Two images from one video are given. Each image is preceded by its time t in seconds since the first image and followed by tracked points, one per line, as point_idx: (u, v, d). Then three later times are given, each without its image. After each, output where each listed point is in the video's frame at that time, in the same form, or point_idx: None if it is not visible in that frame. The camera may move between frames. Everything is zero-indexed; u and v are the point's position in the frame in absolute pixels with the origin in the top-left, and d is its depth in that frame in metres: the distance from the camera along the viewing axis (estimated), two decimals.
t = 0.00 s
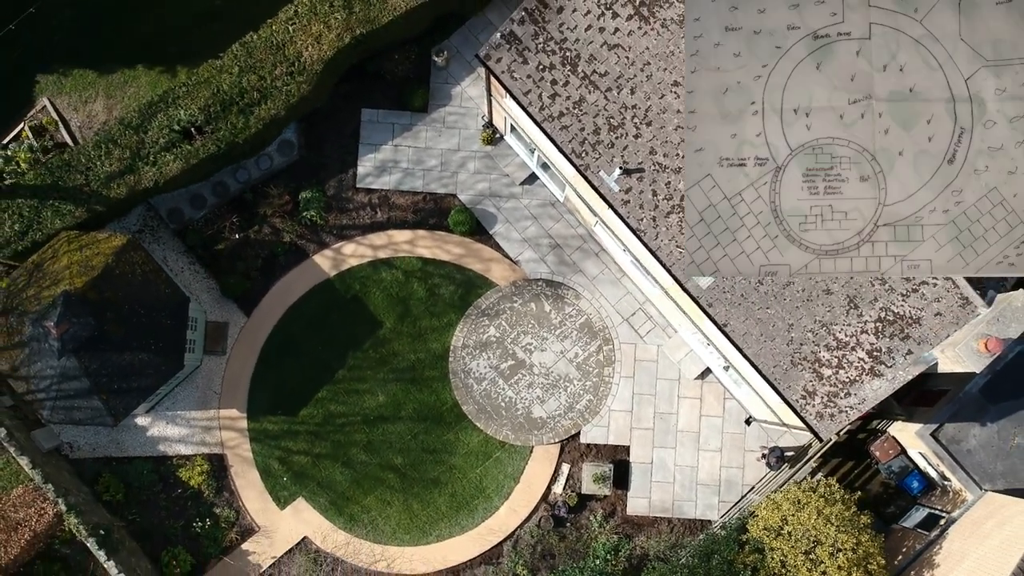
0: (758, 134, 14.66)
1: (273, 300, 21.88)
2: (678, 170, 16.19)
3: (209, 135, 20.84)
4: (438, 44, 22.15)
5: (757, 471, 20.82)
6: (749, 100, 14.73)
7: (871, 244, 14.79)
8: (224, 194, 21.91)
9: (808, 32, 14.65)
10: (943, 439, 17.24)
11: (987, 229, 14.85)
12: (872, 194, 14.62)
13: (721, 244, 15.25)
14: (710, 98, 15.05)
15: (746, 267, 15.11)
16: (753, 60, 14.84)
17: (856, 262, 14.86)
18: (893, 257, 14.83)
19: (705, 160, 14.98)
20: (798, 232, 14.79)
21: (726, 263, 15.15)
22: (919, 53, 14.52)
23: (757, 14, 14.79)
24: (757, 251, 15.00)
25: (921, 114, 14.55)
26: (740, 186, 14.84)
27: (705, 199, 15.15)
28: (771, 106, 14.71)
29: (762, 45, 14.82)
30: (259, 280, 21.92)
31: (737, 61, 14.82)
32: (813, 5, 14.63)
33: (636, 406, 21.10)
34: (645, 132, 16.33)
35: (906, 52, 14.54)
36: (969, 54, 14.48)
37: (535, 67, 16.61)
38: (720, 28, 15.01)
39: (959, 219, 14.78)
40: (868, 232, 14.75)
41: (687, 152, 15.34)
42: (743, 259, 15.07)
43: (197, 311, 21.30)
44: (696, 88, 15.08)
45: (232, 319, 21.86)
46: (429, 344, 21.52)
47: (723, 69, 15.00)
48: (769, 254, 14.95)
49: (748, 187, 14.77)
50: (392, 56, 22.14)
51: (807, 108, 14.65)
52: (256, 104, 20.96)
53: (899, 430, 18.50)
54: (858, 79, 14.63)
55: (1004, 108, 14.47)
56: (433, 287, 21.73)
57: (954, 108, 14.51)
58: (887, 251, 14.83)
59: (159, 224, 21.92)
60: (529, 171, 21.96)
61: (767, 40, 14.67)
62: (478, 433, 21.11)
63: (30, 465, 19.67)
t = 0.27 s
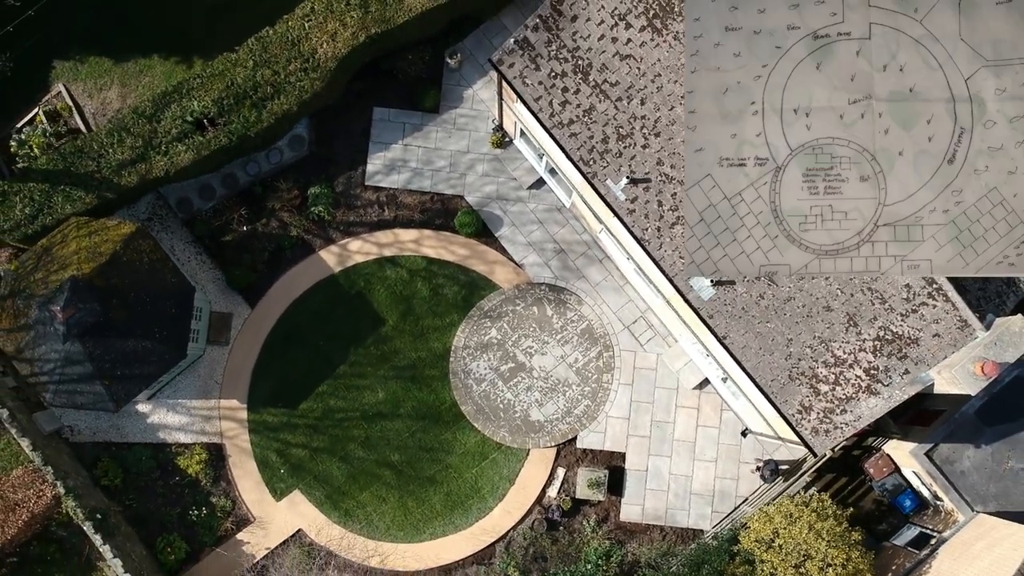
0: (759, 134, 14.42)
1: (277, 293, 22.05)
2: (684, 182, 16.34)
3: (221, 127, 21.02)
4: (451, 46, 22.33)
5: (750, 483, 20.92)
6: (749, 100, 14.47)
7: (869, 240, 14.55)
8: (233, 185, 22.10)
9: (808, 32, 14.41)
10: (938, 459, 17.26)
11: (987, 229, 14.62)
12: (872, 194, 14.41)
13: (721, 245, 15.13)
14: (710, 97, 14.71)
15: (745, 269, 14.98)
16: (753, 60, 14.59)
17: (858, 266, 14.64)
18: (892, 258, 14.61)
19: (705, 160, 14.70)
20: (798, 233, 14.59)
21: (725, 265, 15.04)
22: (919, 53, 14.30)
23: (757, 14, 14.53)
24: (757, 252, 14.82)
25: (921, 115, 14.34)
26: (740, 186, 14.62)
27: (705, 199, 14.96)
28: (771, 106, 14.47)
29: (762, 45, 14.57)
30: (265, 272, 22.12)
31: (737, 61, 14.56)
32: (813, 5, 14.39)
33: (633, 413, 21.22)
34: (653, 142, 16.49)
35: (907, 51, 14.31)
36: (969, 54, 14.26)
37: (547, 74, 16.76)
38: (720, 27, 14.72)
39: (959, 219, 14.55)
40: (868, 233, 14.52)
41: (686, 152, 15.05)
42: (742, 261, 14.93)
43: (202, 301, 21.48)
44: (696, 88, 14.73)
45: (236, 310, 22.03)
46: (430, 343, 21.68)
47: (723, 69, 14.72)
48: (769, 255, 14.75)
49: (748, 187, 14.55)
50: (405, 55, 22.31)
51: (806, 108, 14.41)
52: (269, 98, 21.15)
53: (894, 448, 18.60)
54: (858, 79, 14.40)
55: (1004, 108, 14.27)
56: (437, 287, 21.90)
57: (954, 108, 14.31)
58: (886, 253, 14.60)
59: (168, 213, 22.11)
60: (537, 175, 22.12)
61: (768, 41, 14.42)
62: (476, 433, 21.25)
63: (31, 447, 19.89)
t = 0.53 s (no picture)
0: (759, 134, 14.55)
1: (281, 287, 22.23)
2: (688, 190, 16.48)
3: (231, 121, 21.19)
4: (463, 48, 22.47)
5: (745, 492, 21.02)
6: (749, 100, 14.60)
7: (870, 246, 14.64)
8: (242, 179, 22.30)
9: (808, 32, 14.50)
10: (932, 474, 17.39)
11: (987, 229, 14.63)
12: (872, 194, 14.49)
13: (721, 245, 15.33)
14: (710, 97, 14.83)
15: (745, 269, 15.16)
16: (753, 60, 14.70)
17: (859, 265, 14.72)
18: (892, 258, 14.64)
19: (705, 159, 14.86)
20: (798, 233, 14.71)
21: (726, 266, 15.25)
22: (919, 53, 14.36)
23: (757, 14, 14.63)
24: (757, 252, 14.98)
25: (921, 115, 14.41)
26: (740, 186, 14.77)
27: (705, 199, 15.17)
28: (771, 106, 14.59)
29: (762, 45, 14.68)
30: (270, 266, 22.28)
31: (737, 61, 14.68)
32: (813, 5, 14.47)
33: (631, 419, 21.33)
34: (659, 151, 16.63)
35: (907, 51, 14.38)
36: (969, 54, 14.30)
37: (556, 79, 16.88)
38: (719, 27, 14.84)
39: (959, 219, 14.58)
40: (868, 232, 14.60)
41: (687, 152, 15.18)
42: (743, 260, 15.12)
43: (207, 293, 21.65)
44: (696, 87, 14.87)
45: (240, 303, 22.20)
46: (432, 342, 21.83)
47: (723, 69, 14.84)
48: (769, 255, 14.90)
49: (748, 187, 14.70)
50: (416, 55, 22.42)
51: (807, 108, 14.52)
52: (280, 94, 21.31)
53: (889, 462, 18.70)
54: (858, 79, 14.50)
55: (1004, 108, 14.30)
56: (440, 286, 22.05)
57: (954, 108, 14.35)
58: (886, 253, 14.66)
59: (176, 204, 22.30)
60: (543, 179, 22.26)
61: (767, 40, 14.52)
62: (474, 433, 21.39)
63: (33, 432, 20.10)
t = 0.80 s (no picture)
0: (759, 134, 14.48)
1: (285, 282, 22.39)
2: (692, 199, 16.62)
3: (241, 114, 21.33)
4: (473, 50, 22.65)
5: (740, 500, 21.17)
6: (749, 100, 14.52)
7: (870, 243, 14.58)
8: (250, 173, 22.48)
9: (808, 32, 14.41)
10: (926, 488, 17.46)
11: (987, 229, 14.64)
12: (872, 194, 14.42)
13: (721, 245, 15.28)
14: (710, 97, 14.75)
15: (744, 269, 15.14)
16: (753, 60, 14.64)
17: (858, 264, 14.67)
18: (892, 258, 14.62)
19: (705, 160, 14.75)
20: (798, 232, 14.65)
21: (726, 266, 15.21)
22: (919, 53, 14.27)
23: (757, 14, 14.57)
24: (757, 252, 14.94)
25: (921, 115, 14.32)
26: (740, 186, 14.67)
27: (705, 199, 15.04)
28: (771, 106, 14.51)
29: (762, 45, 14.60)
30: (275, 260, 22.47)
31: (737, 61, 14.60)
32: (813, 5, 14.39)
33: (628, 423, 21.47)
34: (665, 159, 16.78)
35: (907, 51, 14.29)
36: (969, 54, 14.23)
37: (565, 85, 17.03)
38: (720, 27, 14.77)
39: (959, 219, 14.57)
40: (868, 232, 14.53)
41: (687, 152, 15.10)
42: (742, 260, 15.05)
43: (211, 284, 21.82)
44: (695, 87, 14.79)
45: (244, 295, 22.38)
46: (433, 340, 21.99)
47: (723, 69, 14.77)
48: (769, 255, 14.84)
49: (748, 187, 14.59)
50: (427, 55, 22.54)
51: (807, 108, 14.43)
52: (290, 89, 21.44)
53: (884, 474, 18.84)
54: (858, 79, 14.39)
55: (1004, 108, 14.26)
56: (443, 286, 22.20)
57: (954, 108, 14.29)
58: (886, 254, 14.64)
59: (184, 195, 22.49)
60: (549, 182, 22.41)
61: (767, 40, 14.45)
62: (472, 432, 21.54)
63: (35, 416, 20.33)
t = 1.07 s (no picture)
0: (759, 134, 14.33)
1: (291, 275, 22.57)
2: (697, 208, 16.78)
3: (253, 108, 21.50)
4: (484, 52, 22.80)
5: (734, 508, 21.31)
6: (749, 100, 14.33)
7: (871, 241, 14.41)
8: (259, 166, 22.68)
9: (808, 32, 14.19)
10: (919, 503, 17.58)
11: (987, 229, 14.46)
12: (872, 194, 14.30)
13: (721, 244, 15.39)
14: (710, 97, 14.55)
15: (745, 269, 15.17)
16: (753, 60, 14.41)
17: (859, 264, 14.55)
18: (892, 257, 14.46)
19: (705, 160, 14.65)
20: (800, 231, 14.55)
21: (727, 266, 15.30)
22: (919, 53, 14.05)
23: (757, 14, 14.32)
24: (758, 252, 14.95)
25: (921, 115, 14.15)
26: (740, 186, 14.58)
27: (705, 199, 15.06)
28: (771, 106, 14.33)
29: (762, 45, 14.37)
30: (281, 253, 22.62)
31: (737, 61, 14.37)
32: (813, 5, 14.13)
33: (626, 428, 21.60)
34: (671, 167, 16.94)
35: (906, 51, 14.06)
36: (969, 54, 13.99)
37: (575, 90, 17.22)
38: (720, 28, 14.52)
39: (959, 219, 14.40)
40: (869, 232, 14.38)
41: (687, 152, 15.02)
42: (743, 259, 15.07)
43: (217, 275, 22.01)
44: (695, 88, 14.59)
45: (249, 287, 22.56)
46: (435, 338, 22.15)
47: (723, 69, 14.56)
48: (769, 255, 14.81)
49: (748, 188, 14.50)
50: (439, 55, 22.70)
51: (807, 108, 14.28)
52: (302, 84, 21.60)
53: (878, 486, 18.90)
54: (858, 79, 14.20)
55: (1004, 108, 14.05)
56: (447, 284, 22.36)
57: (953, 108, 14.10)
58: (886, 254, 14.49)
59: (193, 186, 22.69)
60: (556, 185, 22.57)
61: (767, 41, 14.21)
62: (470, 431, 21.70)
63: (38, 399, 20.56)
